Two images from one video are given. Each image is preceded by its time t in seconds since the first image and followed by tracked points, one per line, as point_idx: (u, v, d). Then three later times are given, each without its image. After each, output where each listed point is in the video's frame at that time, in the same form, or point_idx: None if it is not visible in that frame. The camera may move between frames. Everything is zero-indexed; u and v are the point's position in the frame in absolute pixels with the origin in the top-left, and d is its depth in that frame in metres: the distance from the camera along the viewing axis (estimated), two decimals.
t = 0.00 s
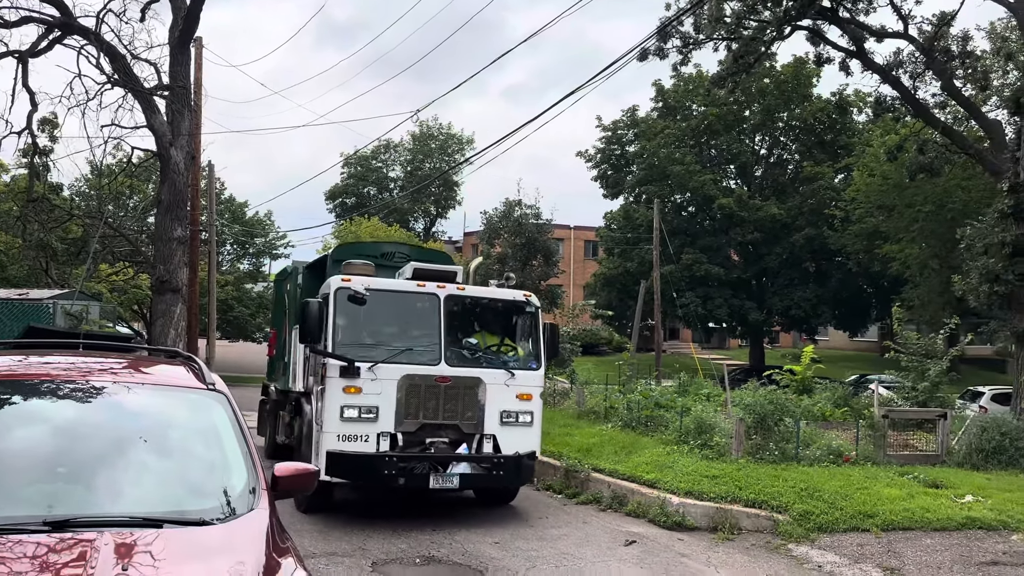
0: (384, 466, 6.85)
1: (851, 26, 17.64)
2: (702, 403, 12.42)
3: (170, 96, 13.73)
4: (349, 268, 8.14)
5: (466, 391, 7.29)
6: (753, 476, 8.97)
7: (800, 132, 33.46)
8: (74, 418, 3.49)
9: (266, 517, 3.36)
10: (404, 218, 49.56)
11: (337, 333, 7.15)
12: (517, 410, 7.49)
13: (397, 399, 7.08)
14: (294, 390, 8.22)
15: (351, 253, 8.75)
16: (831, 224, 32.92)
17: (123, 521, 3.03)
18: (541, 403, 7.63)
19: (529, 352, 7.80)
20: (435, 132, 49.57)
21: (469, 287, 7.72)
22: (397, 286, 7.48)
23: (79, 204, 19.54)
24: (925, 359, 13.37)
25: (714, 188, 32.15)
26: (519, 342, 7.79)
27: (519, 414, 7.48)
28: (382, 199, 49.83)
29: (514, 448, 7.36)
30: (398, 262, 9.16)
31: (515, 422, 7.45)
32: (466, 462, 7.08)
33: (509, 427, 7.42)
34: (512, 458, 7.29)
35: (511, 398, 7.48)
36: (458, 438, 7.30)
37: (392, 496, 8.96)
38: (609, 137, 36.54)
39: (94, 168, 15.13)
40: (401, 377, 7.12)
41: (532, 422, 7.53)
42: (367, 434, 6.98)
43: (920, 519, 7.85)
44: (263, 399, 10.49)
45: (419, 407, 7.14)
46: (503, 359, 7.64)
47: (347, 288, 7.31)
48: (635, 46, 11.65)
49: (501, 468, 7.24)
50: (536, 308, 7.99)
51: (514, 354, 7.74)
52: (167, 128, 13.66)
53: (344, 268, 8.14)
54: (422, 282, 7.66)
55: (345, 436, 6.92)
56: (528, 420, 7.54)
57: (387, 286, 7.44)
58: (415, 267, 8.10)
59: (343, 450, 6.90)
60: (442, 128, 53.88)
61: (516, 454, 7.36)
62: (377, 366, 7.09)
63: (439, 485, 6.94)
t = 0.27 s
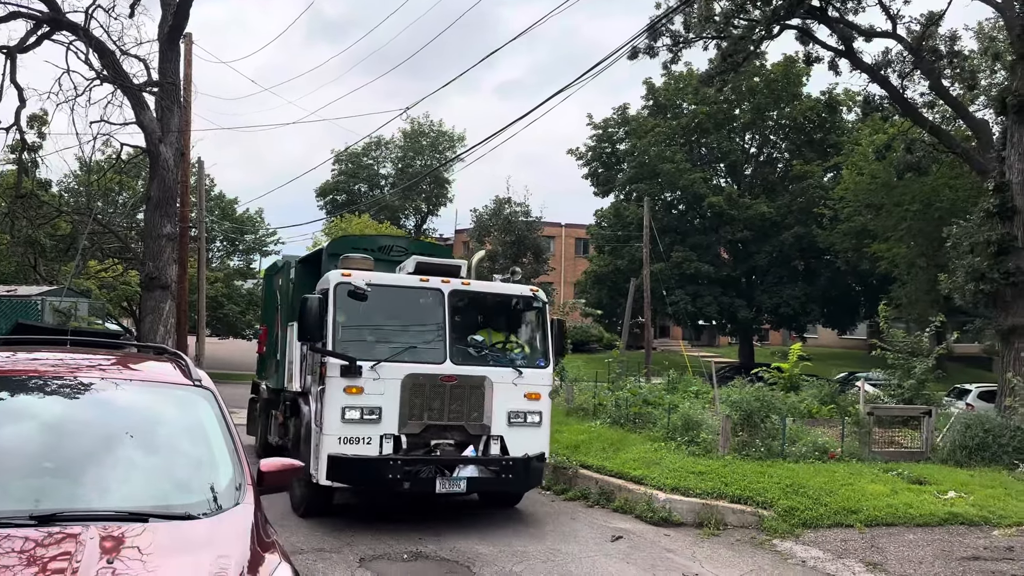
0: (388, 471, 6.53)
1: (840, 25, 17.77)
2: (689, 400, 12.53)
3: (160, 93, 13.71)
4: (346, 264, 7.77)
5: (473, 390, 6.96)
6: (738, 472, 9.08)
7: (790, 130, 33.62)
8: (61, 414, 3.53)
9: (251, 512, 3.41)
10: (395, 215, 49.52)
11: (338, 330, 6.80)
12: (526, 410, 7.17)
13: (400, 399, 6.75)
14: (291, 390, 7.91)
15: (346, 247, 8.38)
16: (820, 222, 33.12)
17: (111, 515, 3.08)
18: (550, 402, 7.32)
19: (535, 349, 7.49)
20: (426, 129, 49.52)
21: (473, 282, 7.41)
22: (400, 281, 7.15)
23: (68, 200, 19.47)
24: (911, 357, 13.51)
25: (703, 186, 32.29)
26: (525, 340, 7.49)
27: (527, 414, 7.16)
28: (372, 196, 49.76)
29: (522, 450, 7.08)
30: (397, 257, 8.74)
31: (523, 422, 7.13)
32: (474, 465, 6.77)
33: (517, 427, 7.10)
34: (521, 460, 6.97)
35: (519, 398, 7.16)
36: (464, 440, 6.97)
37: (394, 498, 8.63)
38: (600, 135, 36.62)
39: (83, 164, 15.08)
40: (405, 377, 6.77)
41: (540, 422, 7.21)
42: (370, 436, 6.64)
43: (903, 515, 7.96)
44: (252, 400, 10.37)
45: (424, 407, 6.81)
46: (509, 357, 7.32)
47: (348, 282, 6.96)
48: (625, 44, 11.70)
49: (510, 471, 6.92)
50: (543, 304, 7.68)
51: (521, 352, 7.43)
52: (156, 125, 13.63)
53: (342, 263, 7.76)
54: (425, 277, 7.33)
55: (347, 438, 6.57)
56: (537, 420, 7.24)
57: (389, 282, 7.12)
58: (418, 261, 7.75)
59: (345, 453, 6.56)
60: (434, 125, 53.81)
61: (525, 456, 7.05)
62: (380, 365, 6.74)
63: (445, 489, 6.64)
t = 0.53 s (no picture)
0: (392, 473, 6.43)
1: (827, 24, 17.89)
2: (676, 396, 12.65)
3: (147, 88, 13.67)
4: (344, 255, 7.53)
5: (479, 389, 6.83)
6: (723, 467, 9.19)
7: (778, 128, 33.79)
8: (47, 408, 3.57)
9: (235, 505, 3.46)
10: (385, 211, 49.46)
11: (339, 326, 6.70)
12: (533, 408, 7.06)
13: (403, 397, 6.64)
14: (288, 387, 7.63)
15: (341, 241, 8.13)
16: (807, 220, 33.34)
17: (96, 508, 3.13)
18: (559, 401, 7.19)
19: (543, 345, 7.35)
20: (415, 125, 49.45)
21: (478, 275, 7.27)
22: (401, 274, 7.03)
23: (55, 196, 19.37)
24: (895, 354, 13.68)
25: (692, 184, 32.44)
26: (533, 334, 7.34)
27: (535, 412, 7.05)
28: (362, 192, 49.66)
29: (529, 449, 6.96)
30: (393, 250, 8.55)
31: (531, 421, 7.02)
32: (480, 466, 6.64)
33: (525, 426, 6.99)
34: (529, 460, 6.85)
35: (527, 396, 7.04)
36: (470, 440, 6.84)
37: (396, 501, 8.42)
38: (589, 132, 36.70)
39: (70, 159, 15.02)
40: (407, 374, 6.67)
41: (549, 421, 7.09)
42: (372, 436, 6.55)
43: (885, 509, 8.07)
44: (241, 398, 10.21)
45: (427, 406, 6.69)
46: (516, 354, 7.18)
47: (348, 276, 6.87)
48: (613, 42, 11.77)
49: (517, 472, 6.79)
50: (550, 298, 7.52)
51: (528, 348, 7.28)
52: (143, 120, 13.59)
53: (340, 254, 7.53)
54: (427, 269, 7.21)
55: (348, 439, 6.49)
56: (545, 418, 7.12)
57: (391, 275, 6.99)
58: (419, 254, 7.36)
59: (346, 454, 6.47)
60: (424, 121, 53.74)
61: (533, 456, 6.92)
62: (381, 362, 6.65)
63: (450, 491, 6.53)
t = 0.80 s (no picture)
0: (398, 474, 6.09)
1: (814, 21, 17.99)
2: (663, 391, 12.71)
3: (134, 82, 13.58)
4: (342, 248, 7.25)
5: (487, 386, 6.55)
6: (709, 462, 9.27)
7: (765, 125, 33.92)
8: (34, 403, 3.57)
9: (223, 499, 3.47)
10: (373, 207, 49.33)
11: (340, 320, 6.39)
12: (543, 406, 6.79)
13: (408, 395, 6.34)
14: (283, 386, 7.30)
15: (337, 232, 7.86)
16: (794, 217, 33.54)
17: (85, 503, 3.14)
18: (568, 398, 6.96)
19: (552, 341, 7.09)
20: (404, 121, 49.31)
21: (484, 268, 6.99)
22: (405, 267, 6.74)
23: (40, 190, 19.21)
24: (880, 350, 13.81)
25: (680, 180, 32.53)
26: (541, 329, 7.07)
27: (545, 411, 6.79)
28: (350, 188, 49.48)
29: (537, 449, 6.70)
30: (390, 242, 8.35)
31: (540, 420, 6.76)
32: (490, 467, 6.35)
33: (535, 425, 6.72)
34: (539, 461, 6.57)
35: (536, 393, 6.78)
36: (478, 439, 6.54)
37: (398, 505, 8.09)
38: (578, 129, 36.72)
39: (55, 153, 14.89)
40: (413, 371, 6.38)
41: (558, 419, 6.84)
42: (376, 436, 6.23)
43: (868, 504, 8.16)
44: (229, 396, 10.16)
45: (434, 404, 6.39)
46: (525, 349, 6.91)
47: (350, 268, 6.56)
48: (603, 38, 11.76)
49: (528, 473, 6.51)
50: (558, 292, 7.28)
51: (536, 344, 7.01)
52: (129, 115, 13.49)
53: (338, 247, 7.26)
54: (432, 261, 6.93)
55: (351, 439, 6.17)
56: (554, 417, 6.86)
57: (394, 267, 6.69)
58: (423, 245, 7.15)
59: (349, 456, 6.15)
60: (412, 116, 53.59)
61: (543, 457, 6.65)
62: (385, 359, 6.34)
63: (459, 494, 6.22)
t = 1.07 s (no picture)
0: (403, 477, 5.78)
1: (801, 17, 18.06)
2: (651, 387, 12.76)
3: (118, 76, 13.45)
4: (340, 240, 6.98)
5: (494, 384, 6.28)
6: (697, 458, 9.32)
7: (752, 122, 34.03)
8: (20, 400, 3.53)
9: (213, 497, 3.44)
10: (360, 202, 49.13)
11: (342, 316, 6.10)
12: (552, 405, 6.51)
13: (413, 394, 6.05)
14: (281, 384, 6.99)
15: (332, 224, 7.51)
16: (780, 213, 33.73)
17: (74, 501, 3.12)
18: (578, 397, 6.68)
19: (562, 337, 6.81)
20: (391, 116, 49.12)
21: (492, 261, 6.71)
22: (409, 259, 6.46)
23: (23, 185, 18.99)
24: (867, 345, 13.92)
25: (667, 176, 32.60)
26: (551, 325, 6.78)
27: (554, 410, 6.50)
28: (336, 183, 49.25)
29: (546, 449, 6.41)
30: (387, 234, 7.99)
31: (550, 420, 6.47)
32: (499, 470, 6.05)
33: (544, 425, 6.44)
34: (550, 463, 6.27)
35: (545, 392, 6.49)
36: (485, 440, 6.24)
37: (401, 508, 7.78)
38: (565, 124, 36.71)
39: (38, 147, 14.72)
40: (418, 369, 6.09)
41: (568, 418, 6.55)
42: (379, 437, 5.93)
43: (855, 498, 8.22)
44: (218, 393, 10.11)
45: (439, 403, 6.10)
46: (534, 346, 6.63)
47: (351, 260, 6.28)
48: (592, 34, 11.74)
49: (538, 475, 6.21)
50: (568, 287, 7.01)
51: (545, 341, 6.73)
52: (114, 109, 13.35)
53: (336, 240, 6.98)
54: (437, 254, 6.65)
55: (353, 440, 5.87)
56: (564, 416, 6.57)
57: (397, 260, 6.41)
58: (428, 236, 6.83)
59: (351, 458, 5.85)
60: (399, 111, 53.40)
61: (553, 457, 6.36)
62: (389, 356, 6.04)
63: (465, 498, 5.94)
